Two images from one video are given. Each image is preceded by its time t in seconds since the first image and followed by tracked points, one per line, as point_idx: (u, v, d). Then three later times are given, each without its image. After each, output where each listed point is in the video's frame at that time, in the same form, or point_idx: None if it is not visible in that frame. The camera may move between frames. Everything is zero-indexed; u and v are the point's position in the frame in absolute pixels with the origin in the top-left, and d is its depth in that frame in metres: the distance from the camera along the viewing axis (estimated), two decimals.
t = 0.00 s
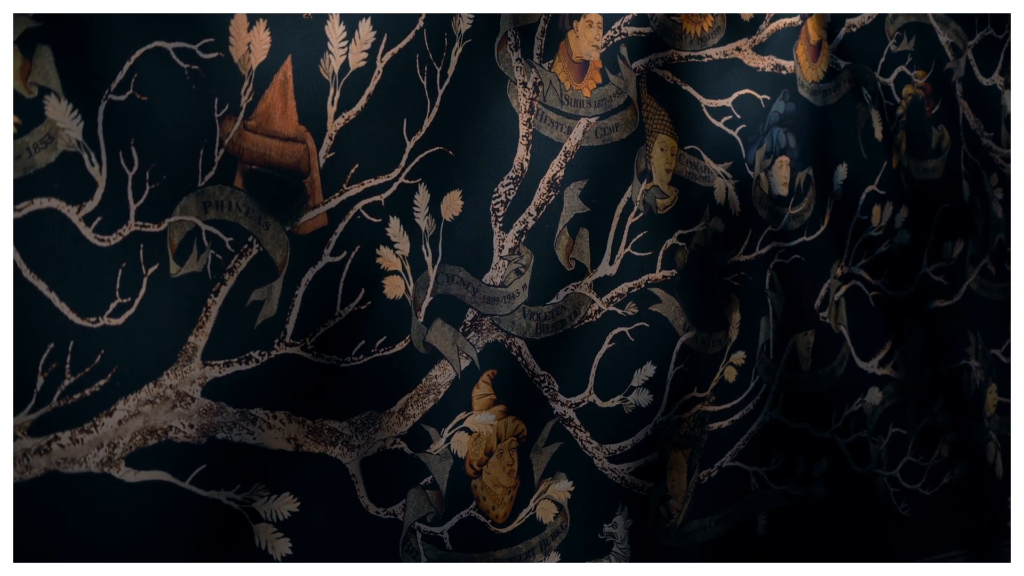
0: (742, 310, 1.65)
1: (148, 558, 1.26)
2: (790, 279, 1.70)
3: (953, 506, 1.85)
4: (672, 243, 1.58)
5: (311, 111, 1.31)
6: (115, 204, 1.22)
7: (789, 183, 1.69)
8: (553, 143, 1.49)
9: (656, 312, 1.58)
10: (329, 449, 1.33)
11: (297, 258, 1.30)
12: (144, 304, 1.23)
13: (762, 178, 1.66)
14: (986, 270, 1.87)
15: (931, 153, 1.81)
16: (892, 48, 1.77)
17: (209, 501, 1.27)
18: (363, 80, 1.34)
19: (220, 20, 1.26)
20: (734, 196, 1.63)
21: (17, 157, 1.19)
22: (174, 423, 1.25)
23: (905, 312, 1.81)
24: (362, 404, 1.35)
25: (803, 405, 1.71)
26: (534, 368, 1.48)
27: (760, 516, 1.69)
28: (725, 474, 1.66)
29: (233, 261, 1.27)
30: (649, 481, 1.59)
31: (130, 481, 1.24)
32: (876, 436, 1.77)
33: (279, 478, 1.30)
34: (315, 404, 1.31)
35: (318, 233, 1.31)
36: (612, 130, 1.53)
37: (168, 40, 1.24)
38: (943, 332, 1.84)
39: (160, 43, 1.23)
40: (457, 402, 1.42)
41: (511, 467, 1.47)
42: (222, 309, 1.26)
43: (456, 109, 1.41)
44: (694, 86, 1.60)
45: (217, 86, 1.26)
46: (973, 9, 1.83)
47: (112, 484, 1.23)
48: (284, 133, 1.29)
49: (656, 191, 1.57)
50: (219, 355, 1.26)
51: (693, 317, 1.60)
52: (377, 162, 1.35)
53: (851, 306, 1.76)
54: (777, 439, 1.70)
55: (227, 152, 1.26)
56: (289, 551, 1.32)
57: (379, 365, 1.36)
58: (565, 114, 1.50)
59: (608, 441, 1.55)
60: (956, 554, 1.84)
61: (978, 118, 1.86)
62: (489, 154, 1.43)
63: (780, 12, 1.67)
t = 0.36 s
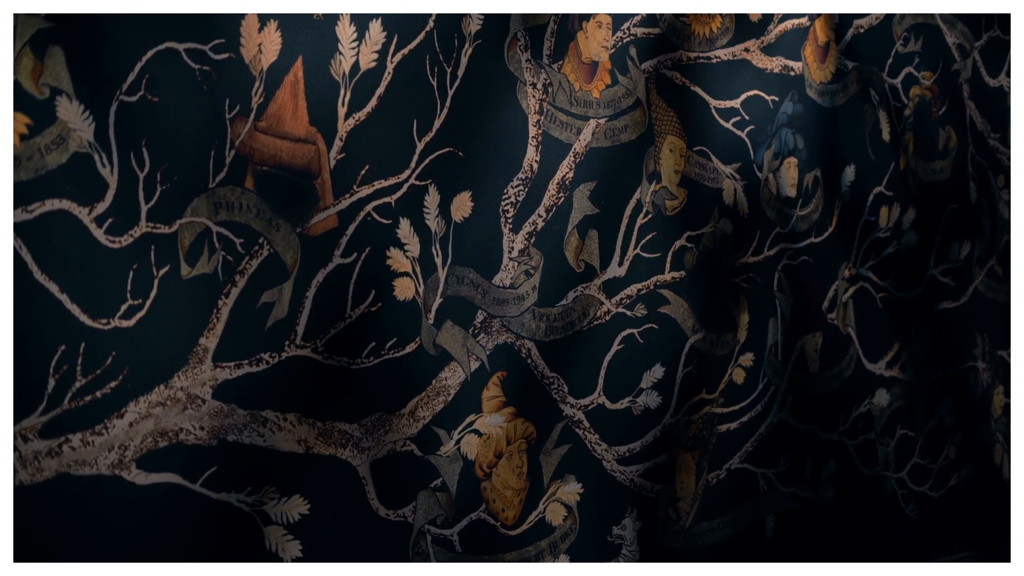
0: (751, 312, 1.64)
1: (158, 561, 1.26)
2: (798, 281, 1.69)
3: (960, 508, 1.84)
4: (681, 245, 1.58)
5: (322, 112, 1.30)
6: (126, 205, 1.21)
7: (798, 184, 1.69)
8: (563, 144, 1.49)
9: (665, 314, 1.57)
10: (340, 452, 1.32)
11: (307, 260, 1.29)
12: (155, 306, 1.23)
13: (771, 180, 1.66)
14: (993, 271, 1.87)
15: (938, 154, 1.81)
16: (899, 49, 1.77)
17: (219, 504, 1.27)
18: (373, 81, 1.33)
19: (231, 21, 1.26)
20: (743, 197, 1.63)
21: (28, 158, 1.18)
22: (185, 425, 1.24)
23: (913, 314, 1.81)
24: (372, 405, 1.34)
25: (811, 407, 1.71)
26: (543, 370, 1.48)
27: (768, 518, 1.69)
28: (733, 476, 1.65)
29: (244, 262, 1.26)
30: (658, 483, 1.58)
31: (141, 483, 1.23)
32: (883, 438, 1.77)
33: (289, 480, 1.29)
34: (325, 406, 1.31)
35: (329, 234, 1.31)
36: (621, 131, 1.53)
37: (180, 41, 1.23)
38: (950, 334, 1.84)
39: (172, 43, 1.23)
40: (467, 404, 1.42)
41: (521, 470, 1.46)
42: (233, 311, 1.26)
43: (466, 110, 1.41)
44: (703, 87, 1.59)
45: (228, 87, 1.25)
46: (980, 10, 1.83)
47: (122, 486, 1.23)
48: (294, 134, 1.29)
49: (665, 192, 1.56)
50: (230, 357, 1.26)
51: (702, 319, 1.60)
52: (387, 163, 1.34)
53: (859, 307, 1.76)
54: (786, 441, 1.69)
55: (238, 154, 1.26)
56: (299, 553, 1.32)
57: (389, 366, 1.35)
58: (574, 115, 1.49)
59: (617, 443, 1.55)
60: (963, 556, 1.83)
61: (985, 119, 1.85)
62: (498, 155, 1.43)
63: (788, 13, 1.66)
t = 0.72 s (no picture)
0: (759, 312, 1.64)
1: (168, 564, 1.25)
2: (806, 282, 1.69)
3: (968, 510, 1.84)
4: (689, 245, 1.57)
5: (332, 113, 1.30)
6: (137, 206, 1.21)
7: (805, 185, 1.68)
8: (572, 145, 1.48)
9: (674, 315, 1.57)
10: (350, 453, 1.32)
11: (318, 261, 1.29)
12: (166, 308, 1.23)
13: (778, 180, 1.66)
14: (1000, 272, 1.86)
15: (945, 155, 1.80)
16: (906, 49, 1.76)
17: (230, 506, 1.26)
18: (383, 81, 1.33)
19: (242, 22, 1.25)
20: (751, 198, 1.63)
21: (39, 159, 1.18)
22: (196, 427, 1.24)
23: (920, 315, 1.80)
24: (382, 407, 1.34)
25: (819, 408, 1.71)
26: (552, 371, 1.48)
27: (776, 520, 1.68)
28: (741, 477, 1.65)
29: (254, 264, 1.26)
30: (666, 484, 1.58)
31: (152, 486, 1.23)
32: (891, 439, 1.77)
33: (300, 482, 1.29)
34: (335, 407, 1.31)
35: (339, 235, 1.30)
36: (630, 132, 1.53)
37: (190, 41, 1.23)
38: (957, 335, 1.84)
39: (183, 44, 1.22)
40: (477, 406, 1.41)
41: (530, 471, 1.46)
42: (243, 312, 1.25)
43: (475, 111, 1.40)
44: (711, 87, 1.59)
45: (238, 87, 1.25)
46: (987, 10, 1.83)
47: (133, 489, 1.22)
48: (304, 135, 1.28)
49: (673, 193, 1.56)
50: (240, 359, 1.25)
51: (711, 320, 1.60)
52: (396, 164, 1.34)
53: (866, 308, 1.76)
54: (794, 442, 1.69)
55: (249, 155, 1.25)
56: (310, 555, 1.31)
57: (399, 368, 1.35)
58: (583, 116, 1.49)
59: (626, 444, 1.54)
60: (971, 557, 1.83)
61: (992, 120, 1.85)
62: (507, 156, 1.43)
63: (796, 13, 1.66)
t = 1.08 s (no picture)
0: (767, 315, 1.64)
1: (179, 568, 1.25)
2: (814, 284, 1.69)
3: (974, 512, 1.84)
4: (698, 248, 1.57)
5: (342, 115, 1.30)
6: (149, 209, 1.20)
7: (813, 187, 1.68)
8: (581, 148, 1.48)
9: (682, 318, 1.57)
10: (360, 457, 1.32)
11: (329, 264, 1.29)
12: (178, 311, 1.22)
13: (786, 183, 1.65)
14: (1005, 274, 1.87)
15: (952, 158, 1.81)
16: (913, 52, 1.76)
17: (241, 509, 1.26)
18: (393, 84, 1.33)
19: (253, 24, 1.25)
20: (759, 201, 1.63)
21: (51, 162, 1.17)
22: (208, 430, 1.23)
23: (926, 317, 1.80)
24: (392, 410, 1.33)
25: (827, 411, 1.71)
26: (561, 374, 1.47)
27: (784, 523, 1.68)
28: (750, 480, 1.65)
29: (265, 267, 1.26)
30: (675, 487, 1.58)
31: (163, 489, 1.22)
32: (897, 442, 1.77)
33: (310, 485, 1.29)
34: (346, 410, 1.30)
35: (350, 238, 1.30)
36: (638, 134, 1.53)
37: (202, 44, 1.22)
38: (963, 337, 1.84)
39: (194, 47, 1.22)
40: (486, 409, 1.41)
41: (539, 474, 1.46)
42: (254, 315, 1.25)
43: (485, 114, 1.40)
44: (719, 90, 1.59)
45: (250, 90, 1.24)
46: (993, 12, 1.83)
47: (145, 493, 1.22)
48: (315, 137, 1.28)
49: (682, 196, 1.56)
50: (251, 362, 1.25)
51: (719, 323, 1.60)
52: (406, 167, 1.34)
53: (873, 311, 1.76)
54: (802, 445, 1.69)
55: (260, 157, 1.25)
56: (320, 559, 1.31)
57: (409, 371, 1.35)
58: (592, 119, 1.49)
59: (635, 447, 1.54)
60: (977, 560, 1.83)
61: (998, 122, 1.85)
62: (517, 158, 1.43)
63: (804, 16, 1.66)
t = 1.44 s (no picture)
0: (777, 317, 1.64)
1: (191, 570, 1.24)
2: (823, 286, 1.69)
3: (982, 514, 1.83)
4: (707, 250, 1.57)
5: (355, 117, 1.29)
6: (163, 211, 1.20)
7: (822, 189, 1.68)
8: (592, 149, 1.48)
9: (692, 320, 1.56)
10: (373, 458, 1.31)
11: (341, 266, 1.29)
12: (192, 313, 1.22)
13: (796, 185, 1.65)
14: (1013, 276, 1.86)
15: (960, 159, 1.80)
16: (922, 53, 1.76)
17: (254, 511, 1.26)
18: (406, 86, 1.33)
19: (266, 25, 1.25)
20: (769, 202, 1.62)
21: (66, 164, 1.17)
22: (221, 432, 1.23)
23: (934, 319, 1.80)
24: (404, 411, 1.33)
25: (836, 413, 1.70)
26: (572, 376, 1.47)
27: (793, 524, 1.68)
28: (759, 482, 1.65)
29: (278, 268, 1.25)
30: (685, 489, 1.57)
31: (177, 491, 1.22)
32: (905, 444, 1.76)
33: (322, 487, 1.29)
34: (358, 412, 1.30)
35: (362, 240, 1.30)
36: (649, 136, 1.52)
37: (215, 45, 1.22)
38: (972, 339, 1.83)
39: (208, 48, 1.21)
40: (498, 411, 1.41)
41: (550, 476, 1.45)
42: (268, 317, 1.25)
43: (497, 115, 1.40)
44: (729, 92, 1.59)
45: (263, 92, 1.24)
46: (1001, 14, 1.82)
47: (158, 494, 1.21)
48: (328, 139, 1.28)
49: (692, 198, 1.56)
50: (264, 364, 1.25)
51: (729, 324, 1.59)
52: (418, 169, 1.33)
53: (882, 312, 1.75)
54: (811, 447, 1.69)
55: (273, 159, 1.25)
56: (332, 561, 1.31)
57: (421, 373, 1.34)
58: (603, 120, 1.49)
59: (644, 449, 1.54)
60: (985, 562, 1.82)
61: (1006, 124, 1.85)
62: (528, 160, 1.42)
63: (813, 17, 1.66)
